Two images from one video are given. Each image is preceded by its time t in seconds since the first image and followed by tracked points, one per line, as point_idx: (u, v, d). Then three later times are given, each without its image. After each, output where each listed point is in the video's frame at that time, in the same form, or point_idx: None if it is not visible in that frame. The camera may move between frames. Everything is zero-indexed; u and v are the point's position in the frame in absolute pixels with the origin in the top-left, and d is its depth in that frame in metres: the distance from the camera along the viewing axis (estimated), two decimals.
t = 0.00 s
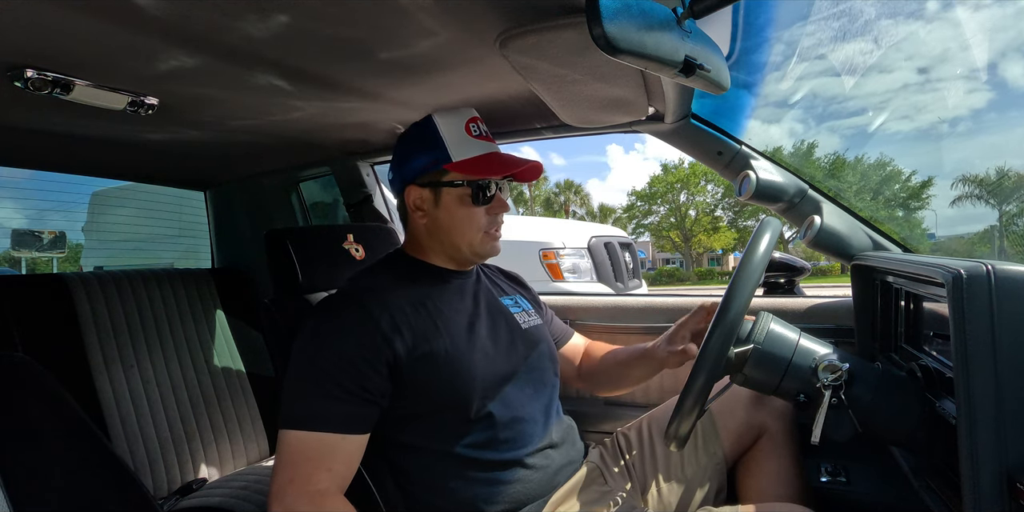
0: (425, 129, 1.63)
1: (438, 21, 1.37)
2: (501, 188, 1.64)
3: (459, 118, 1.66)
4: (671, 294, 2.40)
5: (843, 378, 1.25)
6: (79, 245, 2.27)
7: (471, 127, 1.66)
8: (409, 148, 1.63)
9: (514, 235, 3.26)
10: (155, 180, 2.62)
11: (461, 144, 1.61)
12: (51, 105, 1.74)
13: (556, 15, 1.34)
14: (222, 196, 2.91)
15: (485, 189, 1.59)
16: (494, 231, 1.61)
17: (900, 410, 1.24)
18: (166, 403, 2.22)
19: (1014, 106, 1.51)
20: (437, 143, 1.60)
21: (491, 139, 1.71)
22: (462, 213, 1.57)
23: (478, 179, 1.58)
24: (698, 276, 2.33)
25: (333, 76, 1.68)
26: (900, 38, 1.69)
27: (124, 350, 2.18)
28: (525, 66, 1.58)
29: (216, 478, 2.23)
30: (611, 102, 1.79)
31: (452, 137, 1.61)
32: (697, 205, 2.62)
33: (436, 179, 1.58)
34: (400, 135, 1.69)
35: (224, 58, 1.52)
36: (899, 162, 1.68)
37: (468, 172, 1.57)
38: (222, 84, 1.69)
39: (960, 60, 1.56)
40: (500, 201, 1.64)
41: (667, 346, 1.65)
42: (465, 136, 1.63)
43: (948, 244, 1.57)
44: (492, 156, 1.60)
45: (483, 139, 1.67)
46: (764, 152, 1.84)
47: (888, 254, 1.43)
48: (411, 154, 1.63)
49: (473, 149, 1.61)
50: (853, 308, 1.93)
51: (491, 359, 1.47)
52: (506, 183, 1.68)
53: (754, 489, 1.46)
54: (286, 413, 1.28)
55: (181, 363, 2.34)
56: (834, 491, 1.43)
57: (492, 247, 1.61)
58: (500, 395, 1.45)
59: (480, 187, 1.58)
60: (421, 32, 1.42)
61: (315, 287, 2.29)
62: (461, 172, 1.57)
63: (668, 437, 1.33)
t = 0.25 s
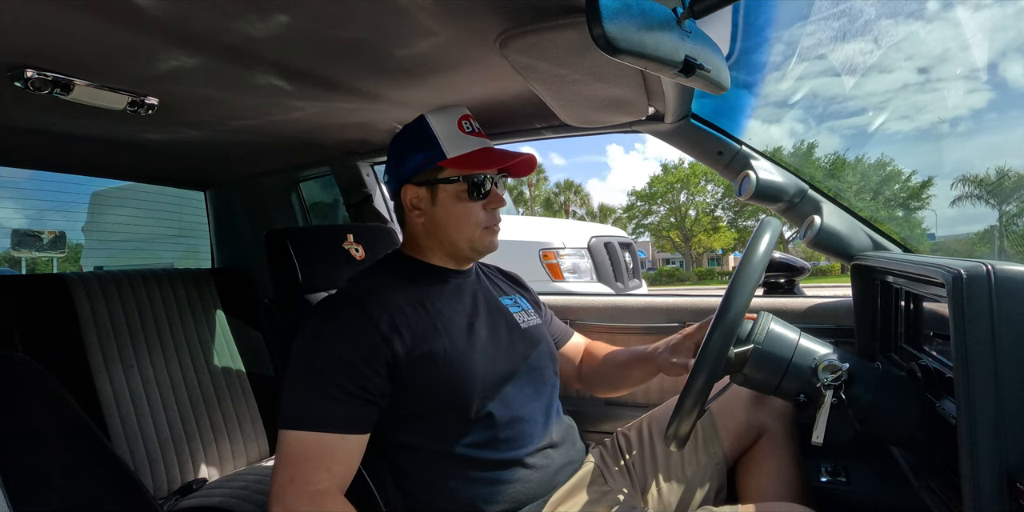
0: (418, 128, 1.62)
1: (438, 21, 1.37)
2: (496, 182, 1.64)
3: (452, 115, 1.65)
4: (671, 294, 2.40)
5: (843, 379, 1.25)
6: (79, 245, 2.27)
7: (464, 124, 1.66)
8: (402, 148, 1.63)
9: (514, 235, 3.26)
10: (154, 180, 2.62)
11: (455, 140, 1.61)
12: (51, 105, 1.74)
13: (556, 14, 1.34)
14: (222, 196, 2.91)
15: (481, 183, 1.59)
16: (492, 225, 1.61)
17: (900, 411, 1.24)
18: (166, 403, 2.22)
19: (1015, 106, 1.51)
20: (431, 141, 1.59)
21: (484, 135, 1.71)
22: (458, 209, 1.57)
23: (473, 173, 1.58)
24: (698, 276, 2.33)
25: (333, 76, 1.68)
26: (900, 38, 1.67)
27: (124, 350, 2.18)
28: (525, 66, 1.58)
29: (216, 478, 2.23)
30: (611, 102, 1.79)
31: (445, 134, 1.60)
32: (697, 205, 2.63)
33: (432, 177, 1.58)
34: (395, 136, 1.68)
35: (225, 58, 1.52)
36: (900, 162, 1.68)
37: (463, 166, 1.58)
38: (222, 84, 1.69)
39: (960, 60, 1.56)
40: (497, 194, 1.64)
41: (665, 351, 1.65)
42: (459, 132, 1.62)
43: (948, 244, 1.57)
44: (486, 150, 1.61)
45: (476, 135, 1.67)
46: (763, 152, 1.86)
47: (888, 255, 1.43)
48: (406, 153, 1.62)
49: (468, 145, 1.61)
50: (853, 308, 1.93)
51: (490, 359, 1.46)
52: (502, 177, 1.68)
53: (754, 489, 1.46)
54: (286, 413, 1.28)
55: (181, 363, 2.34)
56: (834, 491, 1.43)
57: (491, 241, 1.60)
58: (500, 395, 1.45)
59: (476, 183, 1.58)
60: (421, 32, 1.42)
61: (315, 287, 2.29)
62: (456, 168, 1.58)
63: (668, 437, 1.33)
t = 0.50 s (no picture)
0: (419, 126, 1.64)
1: (438, 21, 1.37)
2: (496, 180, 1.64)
3: (450, 113, 1.66)
4: (671, 294, 2.40)
5: (843, 378, 1.24)
6: (79, 245, 2.27)
7: (463, 122, 1.66)
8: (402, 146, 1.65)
9: (514, 235, 3.26)
10: (155, 180, 2.62)
11: (453, 138, 1.61)
12: (51, 105, 1.74)
13: (556, 14, 1.34)
14: (222, 196, 2.91)
15: (479, 179, 1.59)
16: (492, 222, 1.61)
17: (900, 411, 1.24)
18: (166, 403, 2.22)
19: (1015, 106, 1.51)
20: (430, 139, 1.60)
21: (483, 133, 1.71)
22: (458, 205, 1.58)
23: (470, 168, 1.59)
24: (698, 276, 2.33)
25: (333, 76, 1.68)
26: (900, 38, 1.68)
27: (124, 350, 2.18)
28: (525, 66, 1.58)
29: (216, 478, 2.23)
30: (611, 102, 1.79)
31: (444, 132, 1.61)
32: (697, 205, 2.63)
33: (431, 173, 1.60)
34: (398, 135, 1.70)
35: (225, 59, 1.52)
36: (900, 162, 1.68)
37: (460, 161, 1.59)
38: (222, 85, 1.69)
39: (960, 60, 1.56)
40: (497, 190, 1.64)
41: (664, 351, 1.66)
42: (458, 130, 1.63)
43: (948, 244, 1.57)
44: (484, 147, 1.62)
45: (476, 132, 1.67)
46: (763, 152, 1.86)
47: (888, 255, 1.43)
48: (407, 151, 1.64)
49: (467, 141, 1.62)
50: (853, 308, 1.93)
51: (491, 359, 1.46)
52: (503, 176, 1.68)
53: (754, 489, 1.46)
54: (286, 413, 1.28)
55: (181, 363, 2.34)
56: (833, 491, 1.43)
57: (491, 240, 1.61)
58: (500, 395, 1.45)
59: (475, 179, 1.59)
60: (421, 32, 1.42)
61: (315, 287, 2.30)
62: (454, 163, 1.59)
63: (669, 436, 1.33)
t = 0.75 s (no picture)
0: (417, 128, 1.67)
1: (438, 21, 1.37)
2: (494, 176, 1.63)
3: (448, 111, 1.68)
4: (671, 294, 2.40)
5: (843, 378, 1.24)
6: (79, 245, 2.27)
7: (461, 119, 1.67)
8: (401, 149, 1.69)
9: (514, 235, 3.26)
10: (155, 180, 2.62)
11: (449, 134, 1.62)
12: (51, 105, 1.74)
13: (556, 14, 1.34)
14: (222, 196, 2.90)
15: (474, 174, 1.59)
16: (489, 217, 1.60)
17: (900, 411, 1.24)
18: (166, 403, 2.23)
19: (1015, 106, 1.51)
20: (427, 138, 1.62)
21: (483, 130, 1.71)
22: (453, 201, 1.58)
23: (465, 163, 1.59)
24: (698, 276, 2.32)
25: (333, 76, 1.68)
26: (900, 38, 1.68)
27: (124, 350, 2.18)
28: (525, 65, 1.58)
29: (216, 478, 2.23)
30: (610, 102, 1.79)
31: (440, 129, 1.63)
32: (697, 205, 2.63)
33: (426, 170, 1.61)
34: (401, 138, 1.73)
35: (225, 59, 1.52)
36: (900, 162, 1.68)
37: (453, 157, 1.60)
38: (222, 85, 1.69)
39: (960, 60, 1.56)
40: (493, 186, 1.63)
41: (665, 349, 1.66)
42: (454, 126, 1.64)
43: (948, 244, 1.56)
44: (477, 142, 1.62)
45: (473, 129, 1.68)
46: (763, 152, 1.86)
47: (888, 255, 1.43)
48: (405, 152, 1.66)
49: (461, 137, 1.63)
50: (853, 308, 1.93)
51: (491, 363, 1.46)
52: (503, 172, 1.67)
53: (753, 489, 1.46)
54: (286, 413, 1.27)
55: (181, 363, 2.34)
56: (833, 490, 1.42)
57: (489, 234, 1.60)
58: (499, 399, 1.45)
59: (468, 173, 1.59)
60: (420, 32, 1.42)
61: (315, 287, 2.28)
62: (448, 159, 1.60)
63: (669, 437, 1.33)
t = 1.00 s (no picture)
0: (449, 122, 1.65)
1: (438, 21, 1.37)
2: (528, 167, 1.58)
3: (480, 106, 1.68)
4: (671, 294, 2.40)
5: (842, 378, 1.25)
6: (78, 245, 2.28)
7: (492, 111, 1.67)
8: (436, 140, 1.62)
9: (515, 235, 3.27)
10: (155, 180, 2.62)
11: (481, 124, 1.60)
12: (50, 105, 1.74)
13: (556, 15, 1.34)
14: (222, 196, 2.90)
15: (510, 164, 1.53)
16: (525, 210, 1.54)
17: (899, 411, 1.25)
18: (166, 403, 2.22)
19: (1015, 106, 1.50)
20: (460, 128, 1.59)
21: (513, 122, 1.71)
22: (487, 193, 1.50)
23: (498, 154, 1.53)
24: (697, 276, 2.31)
25: (334, 76, 1.68)
26: (900, 38, 1.65)
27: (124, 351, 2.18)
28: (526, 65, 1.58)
29: (216, 478, 2.23)
30: (610, 102, 1.79)
31: (473, 120, 1.61)
32: (697, 205, 2.63)
33: (458, 161, 1.53)
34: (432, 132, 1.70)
35: (225, 59, 1.52)
36: (900, 162, 1.68)
37: (488, 145, 1.54)
38: (222, 84, 1.69)
39: (960, 59, 1.56)
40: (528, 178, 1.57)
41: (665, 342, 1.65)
42: (486, 118, 1.63)
43: (949, 243, 1.55)
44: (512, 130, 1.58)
45: (504, 120, 1.66)
46: (764, 152, 1.92)
47: (888, 255, 1.44)
48: (437, 145, 1.61)
49: (495, 127, 1.59)
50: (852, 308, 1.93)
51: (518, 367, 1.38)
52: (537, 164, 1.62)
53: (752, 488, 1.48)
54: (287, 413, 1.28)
55: (181, 364, 2.34)
56: (833, 490, 1.41)
57: (523, 228, 1.53)
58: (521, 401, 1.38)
59: (503, 165, 1.53)
60: (421, 32, 1.42)
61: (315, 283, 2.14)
62: (482, 148, 1.54)
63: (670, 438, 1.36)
